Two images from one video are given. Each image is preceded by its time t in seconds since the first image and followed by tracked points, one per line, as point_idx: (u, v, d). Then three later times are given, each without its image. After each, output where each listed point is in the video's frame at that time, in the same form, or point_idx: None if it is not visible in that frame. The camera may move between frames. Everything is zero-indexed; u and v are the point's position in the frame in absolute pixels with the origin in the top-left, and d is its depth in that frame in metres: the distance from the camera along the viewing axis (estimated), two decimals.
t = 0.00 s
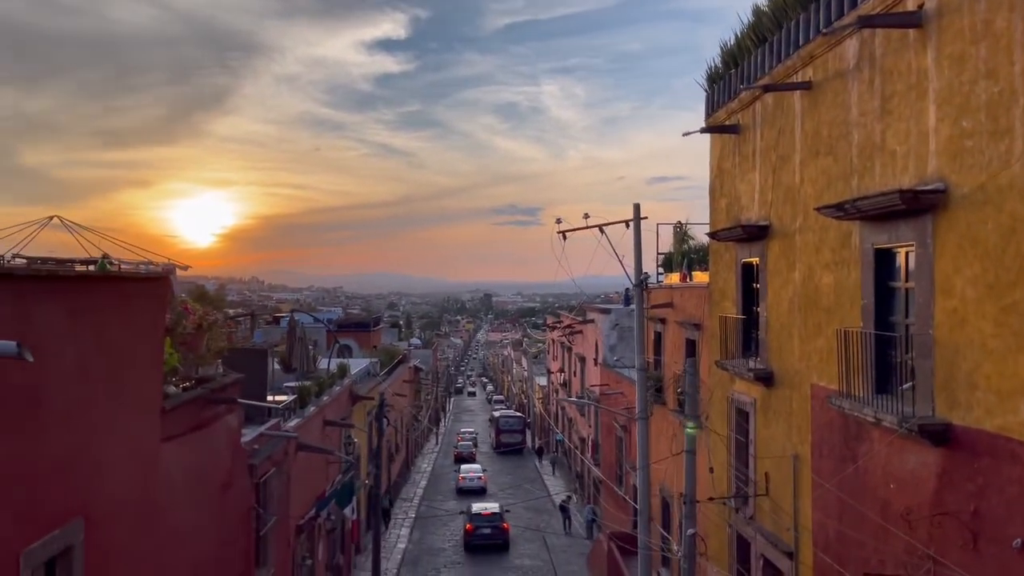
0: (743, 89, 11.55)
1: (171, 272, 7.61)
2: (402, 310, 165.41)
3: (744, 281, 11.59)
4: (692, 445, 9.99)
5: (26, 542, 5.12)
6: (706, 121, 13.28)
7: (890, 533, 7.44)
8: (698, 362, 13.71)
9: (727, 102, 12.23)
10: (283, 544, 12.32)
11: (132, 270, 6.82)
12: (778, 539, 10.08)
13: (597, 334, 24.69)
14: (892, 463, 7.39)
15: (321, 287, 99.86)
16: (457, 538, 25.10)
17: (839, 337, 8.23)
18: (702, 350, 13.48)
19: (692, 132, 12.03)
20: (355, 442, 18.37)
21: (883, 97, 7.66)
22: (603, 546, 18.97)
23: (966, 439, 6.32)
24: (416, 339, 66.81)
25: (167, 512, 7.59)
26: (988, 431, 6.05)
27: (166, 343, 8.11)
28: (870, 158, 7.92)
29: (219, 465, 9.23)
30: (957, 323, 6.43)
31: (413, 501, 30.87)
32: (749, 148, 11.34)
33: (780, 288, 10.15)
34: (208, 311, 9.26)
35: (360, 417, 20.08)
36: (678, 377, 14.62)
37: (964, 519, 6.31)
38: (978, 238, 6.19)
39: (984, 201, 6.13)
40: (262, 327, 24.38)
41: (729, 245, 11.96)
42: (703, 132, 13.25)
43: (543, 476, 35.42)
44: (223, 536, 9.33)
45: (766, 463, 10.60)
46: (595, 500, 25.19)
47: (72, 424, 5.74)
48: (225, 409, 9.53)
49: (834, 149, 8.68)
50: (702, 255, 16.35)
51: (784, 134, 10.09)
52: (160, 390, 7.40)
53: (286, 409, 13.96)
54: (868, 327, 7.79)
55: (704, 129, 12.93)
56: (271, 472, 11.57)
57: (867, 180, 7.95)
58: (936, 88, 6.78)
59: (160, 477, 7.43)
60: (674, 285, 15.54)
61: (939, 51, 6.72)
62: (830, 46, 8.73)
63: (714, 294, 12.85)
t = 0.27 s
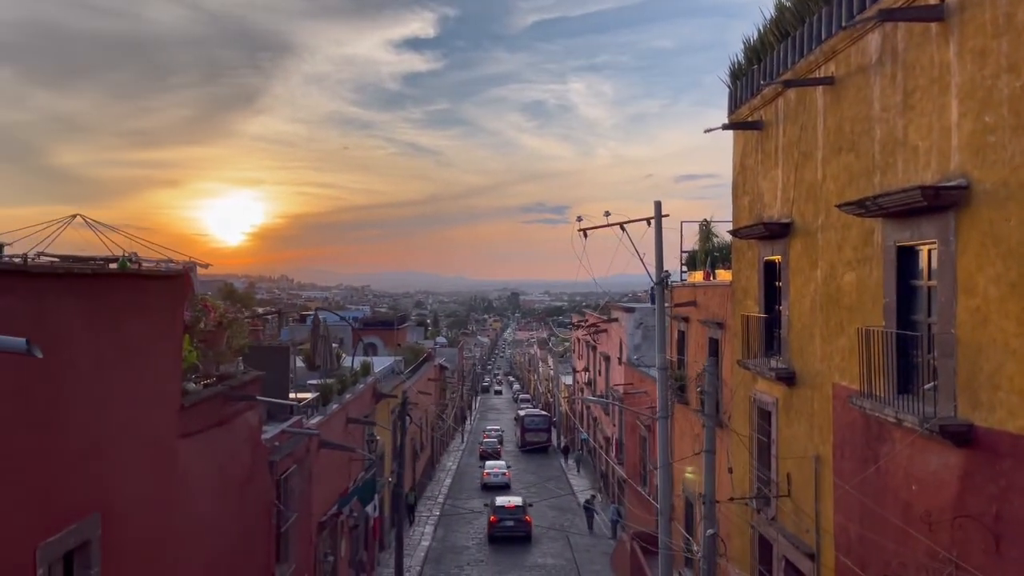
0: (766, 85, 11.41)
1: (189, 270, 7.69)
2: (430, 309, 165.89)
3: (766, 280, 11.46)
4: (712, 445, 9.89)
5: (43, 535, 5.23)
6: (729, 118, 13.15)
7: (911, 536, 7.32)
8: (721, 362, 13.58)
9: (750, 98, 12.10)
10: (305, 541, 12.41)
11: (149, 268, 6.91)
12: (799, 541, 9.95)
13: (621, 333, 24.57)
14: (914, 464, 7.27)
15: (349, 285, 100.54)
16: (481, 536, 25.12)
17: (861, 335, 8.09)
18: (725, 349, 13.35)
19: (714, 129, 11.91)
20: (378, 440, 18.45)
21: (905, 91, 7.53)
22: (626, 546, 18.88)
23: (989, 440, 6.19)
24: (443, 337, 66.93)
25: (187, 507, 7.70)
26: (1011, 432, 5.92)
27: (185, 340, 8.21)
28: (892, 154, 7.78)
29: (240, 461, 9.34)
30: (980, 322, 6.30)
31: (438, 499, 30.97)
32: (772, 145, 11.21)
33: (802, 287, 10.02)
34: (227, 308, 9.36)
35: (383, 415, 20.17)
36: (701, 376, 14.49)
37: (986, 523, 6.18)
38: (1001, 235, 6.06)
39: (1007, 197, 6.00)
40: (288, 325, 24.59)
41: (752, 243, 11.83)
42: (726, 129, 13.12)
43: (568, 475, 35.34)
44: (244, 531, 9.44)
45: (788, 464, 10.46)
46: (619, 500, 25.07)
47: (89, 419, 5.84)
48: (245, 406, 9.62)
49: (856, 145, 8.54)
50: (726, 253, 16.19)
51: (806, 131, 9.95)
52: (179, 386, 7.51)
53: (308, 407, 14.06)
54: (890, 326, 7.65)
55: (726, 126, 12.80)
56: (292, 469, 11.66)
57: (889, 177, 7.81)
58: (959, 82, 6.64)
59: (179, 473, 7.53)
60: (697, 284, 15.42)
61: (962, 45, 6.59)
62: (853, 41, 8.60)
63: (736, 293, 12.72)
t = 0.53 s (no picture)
0: (782, 83, 11.30)
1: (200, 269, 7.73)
2: (451, 310, 166.12)
3: (782, 280, 11.33)
4: (726, 446, 9.79)
5: (49, 531, 5.28)
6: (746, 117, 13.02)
7: (927, 539, 7.19)
8: (738, 363, 13.45)
9: (767, 97, 11.98)
10: (319, 541, 12.43)
11: (159, 267, 6.96)
12: (816, 545, 9.81)
13: (639, 334, 24.43)
14: (929, 466, 7.15)
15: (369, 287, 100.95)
16: (498, 538, 25.08)
17: (876, 335, 7.97)
18: (742, 350, 13.23)
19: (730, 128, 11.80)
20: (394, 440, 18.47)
21: (922, 87, 7.41)
22: (644, 548, 18.75)
23: (1005, 442, 6.08)
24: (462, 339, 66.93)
25: (197, 505, 7.75)
26: None
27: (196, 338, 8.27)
28: (908, 151, 7.66)
29: (252, 460, 9.39)
30: (997, 321, 6.18)
31: (455, 500, 30.97)
32: (788, 144, 11.09)
33: (818, 286, 9.89)
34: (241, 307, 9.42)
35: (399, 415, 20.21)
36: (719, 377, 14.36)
37: (1003, 526, 6.07)
38: (1019, 233, 5.94)
39: None
40: (308, 325, 24.71)
41: (768, 243, 11.71)
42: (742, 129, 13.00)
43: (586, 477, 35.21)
44: (257, 529, 9.49)
45: (804, 466, 10.32)
46: (637, 502, 24.92)
47: (95, 417, 5.88)
48: (258, 405, 9.67)
49: (872, 143, 8.42)
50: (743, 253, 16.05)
51: (822, 129, 9.83)
52: (189, 385, 7.56)
53: (323, 406, 14.10)
54: (906, 326, 7.53)
55: (742, 125, 12.69)
56: (305, 468, 11.69)
57: (905, 174, 7.68)
58: (975, 77, 6.52)
59: (189, 472, 7.57)
60: (714, 285, 15.30)
61: (978, 39, 6.47)
62: (869, 37, 8.47)
63: (753, 293, 12.60)
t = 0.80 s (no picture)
0: (794, 83, 11.19)
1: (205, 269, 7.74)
2: (468, 314, 166.33)
3: (794, 281, 11.22)
4: (736, 449, 9.69)
5: (49, 530, 5.29)
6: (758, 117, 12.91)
7: (938, 544, 7.07)
8: (750, 366, 13.33)
9: (779, 97, 11.87)
10: (329, 542, 12.44)
11: (162, 267, 6.99)
12: (828, 549, 9.68)
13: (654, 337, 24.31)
14: (941, 470, 7.03)
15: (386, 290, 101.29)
16: (512, 542, 25.00)
17: (887, 336, 7.86)
18: (754, 353, 13.11)
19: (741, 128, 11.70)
20: (406, 443, 18.47)
21: (932, 85, 7.29)
22: (657, 552, 18.63)
23: (1017, 444, 5.97)
24: (478, 342, 66.89)
25: (202, 505, 7.77)
26: None
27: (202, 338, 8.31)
28: (919, 150, 7.54)
29: (260, 460, 9.41)
30: (1008, 322, 6.06)
31: (470, 503, 30.92)
32: (800, 144, 10.98)
33: (830, 288, 9.77)
34: (249, 308, 9.46)
35: (412, 418, 20.19)
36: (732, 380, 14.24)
37: (1015, 530, 5.96)
38: None
39: None
40: (323, 328, 24.80)
41: (780, 244, 11.59)
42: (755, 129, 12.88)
43: (602, 481, 35.06)
44: (264, 530, 9.50)
45: (816, 470, 10.20)
46: (652, 506, 24.76)
47: (97, 416, 5.90)
48: (266, 406, 9.68)
49: (883, 142, 8.30)
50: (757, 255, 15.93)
51: (833, 128, 9.72)
52: (194, 384, 7.59)
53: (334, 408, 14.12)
54: (917, 327, 7.42)
55: (754, 125, 12.58)
56: (315, 470, 11.70)
57: (916, 173, 7.57)
58: (985, 74, 6.41)
59: (194, 472, 7.58)
60: (728, 287, 15.18)
61: (989, 35, 6.36)
62: (879, 34, 8.37)
63: (766, 295, 12.48)
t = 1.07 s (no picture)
0: (800, 85, 11.10)
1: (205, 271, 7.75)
2: (481, 318, 166.46)
3: (801, 284, 11.12)
4: (741, 453, 9.60)
5: (43, 531, 5.29)
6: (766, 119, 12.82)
7: (943, 550, 6.97)
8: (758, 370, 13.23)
9: (786, 99, 11.79)
10: (334, 545, 12.43)
11: (159, 269, 7.00)
12: (834, 555, 9.57)
13: (664, 341, 24.22)
14: (946, 475, 6.92)
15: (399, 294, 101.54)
16: (521, 546, 24.93)
17: (892, 339, 7.76)
18: (762, 356, 13.01)
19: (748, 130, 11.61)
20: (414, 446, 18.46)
21: (937, 85, 7.20)
22: (666, 557, 18.52)
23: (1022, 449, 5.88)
24: (490, 345, 66.80)
25: (202, 507, 7.77)
26: None
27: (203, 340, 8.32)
28: (925, 151, 7.45)
29: (262, 462, 9.42)
30: (1013, 325, 5.97)
31: (479, 507, 30.87)
32: (806, 146, 10.89)
33: (836, 290, 9.68)
34: (252, 310, 9.48)
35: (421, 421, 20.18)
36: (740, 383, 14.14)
37: (1019, 537, 5.86)
38: None
39: None
40: (333, 331, 24.85)
41: (787, 247, 11.50)
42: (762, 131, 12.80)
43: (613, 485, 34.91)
44: (266, 532, 9.50)
45: (822, 475, 10.09)
46: (661, 511, 24.63)
47: (92, 418, 5.90)
48: (269, 408, 9.68)
49: (889, 143, 8.22)
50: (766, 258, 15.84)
51: (840, 129, 9.63)
52: (194, 387, 7.60)
53: (340, 411, 14.11)
54: (922, 330, 7.32)
55: (762, 127, 12.49)
56: (320, 472, 11.71)
57: (921, 174, 7.48)
58: (990, 73, 6.32)
59: (194, 474, 7.58)
60: (736, 290, 15.08)
61: (993, 34, 6.27)
62: (885, 35, 8.28)
63: (773, 298, 12.39)
